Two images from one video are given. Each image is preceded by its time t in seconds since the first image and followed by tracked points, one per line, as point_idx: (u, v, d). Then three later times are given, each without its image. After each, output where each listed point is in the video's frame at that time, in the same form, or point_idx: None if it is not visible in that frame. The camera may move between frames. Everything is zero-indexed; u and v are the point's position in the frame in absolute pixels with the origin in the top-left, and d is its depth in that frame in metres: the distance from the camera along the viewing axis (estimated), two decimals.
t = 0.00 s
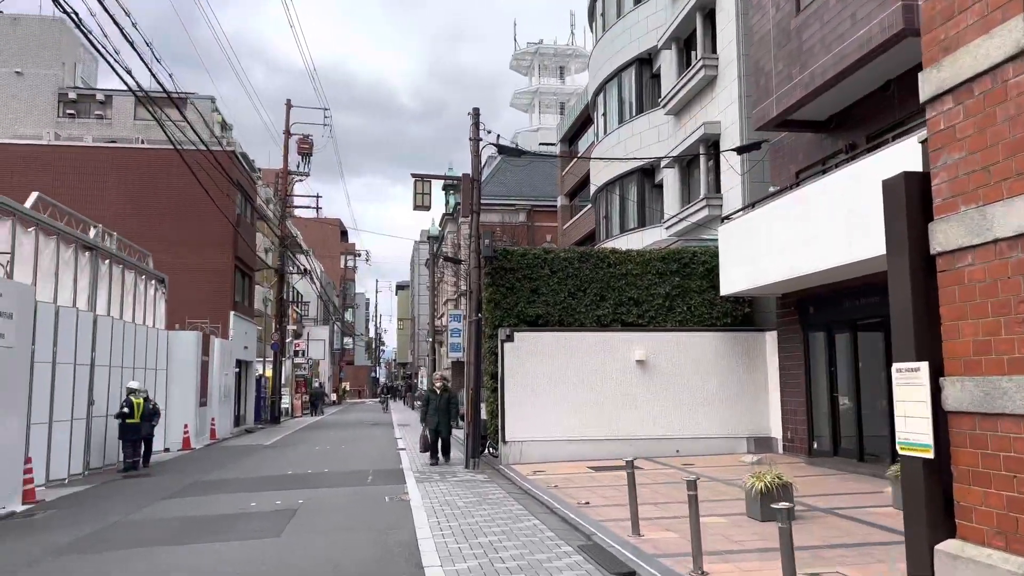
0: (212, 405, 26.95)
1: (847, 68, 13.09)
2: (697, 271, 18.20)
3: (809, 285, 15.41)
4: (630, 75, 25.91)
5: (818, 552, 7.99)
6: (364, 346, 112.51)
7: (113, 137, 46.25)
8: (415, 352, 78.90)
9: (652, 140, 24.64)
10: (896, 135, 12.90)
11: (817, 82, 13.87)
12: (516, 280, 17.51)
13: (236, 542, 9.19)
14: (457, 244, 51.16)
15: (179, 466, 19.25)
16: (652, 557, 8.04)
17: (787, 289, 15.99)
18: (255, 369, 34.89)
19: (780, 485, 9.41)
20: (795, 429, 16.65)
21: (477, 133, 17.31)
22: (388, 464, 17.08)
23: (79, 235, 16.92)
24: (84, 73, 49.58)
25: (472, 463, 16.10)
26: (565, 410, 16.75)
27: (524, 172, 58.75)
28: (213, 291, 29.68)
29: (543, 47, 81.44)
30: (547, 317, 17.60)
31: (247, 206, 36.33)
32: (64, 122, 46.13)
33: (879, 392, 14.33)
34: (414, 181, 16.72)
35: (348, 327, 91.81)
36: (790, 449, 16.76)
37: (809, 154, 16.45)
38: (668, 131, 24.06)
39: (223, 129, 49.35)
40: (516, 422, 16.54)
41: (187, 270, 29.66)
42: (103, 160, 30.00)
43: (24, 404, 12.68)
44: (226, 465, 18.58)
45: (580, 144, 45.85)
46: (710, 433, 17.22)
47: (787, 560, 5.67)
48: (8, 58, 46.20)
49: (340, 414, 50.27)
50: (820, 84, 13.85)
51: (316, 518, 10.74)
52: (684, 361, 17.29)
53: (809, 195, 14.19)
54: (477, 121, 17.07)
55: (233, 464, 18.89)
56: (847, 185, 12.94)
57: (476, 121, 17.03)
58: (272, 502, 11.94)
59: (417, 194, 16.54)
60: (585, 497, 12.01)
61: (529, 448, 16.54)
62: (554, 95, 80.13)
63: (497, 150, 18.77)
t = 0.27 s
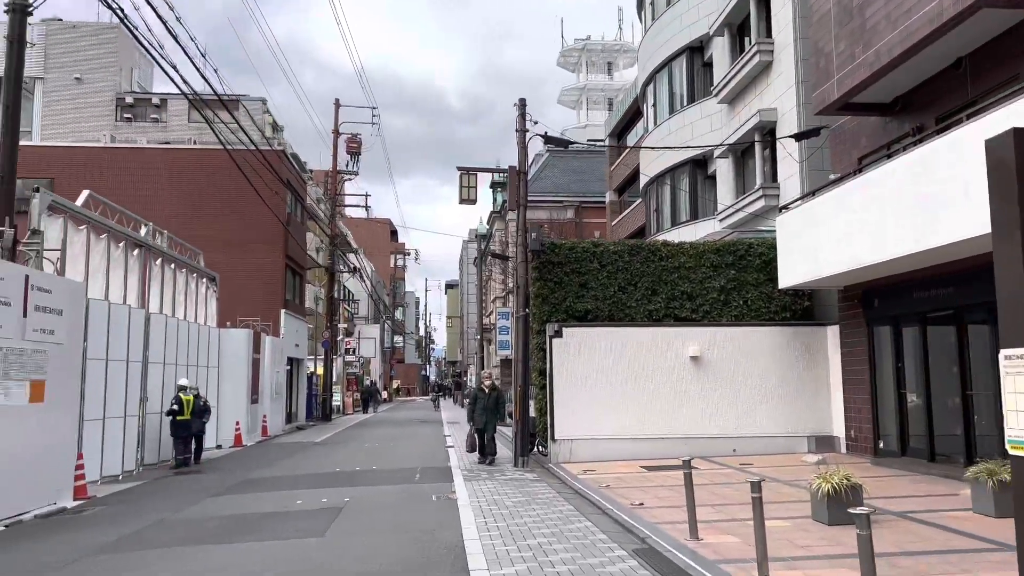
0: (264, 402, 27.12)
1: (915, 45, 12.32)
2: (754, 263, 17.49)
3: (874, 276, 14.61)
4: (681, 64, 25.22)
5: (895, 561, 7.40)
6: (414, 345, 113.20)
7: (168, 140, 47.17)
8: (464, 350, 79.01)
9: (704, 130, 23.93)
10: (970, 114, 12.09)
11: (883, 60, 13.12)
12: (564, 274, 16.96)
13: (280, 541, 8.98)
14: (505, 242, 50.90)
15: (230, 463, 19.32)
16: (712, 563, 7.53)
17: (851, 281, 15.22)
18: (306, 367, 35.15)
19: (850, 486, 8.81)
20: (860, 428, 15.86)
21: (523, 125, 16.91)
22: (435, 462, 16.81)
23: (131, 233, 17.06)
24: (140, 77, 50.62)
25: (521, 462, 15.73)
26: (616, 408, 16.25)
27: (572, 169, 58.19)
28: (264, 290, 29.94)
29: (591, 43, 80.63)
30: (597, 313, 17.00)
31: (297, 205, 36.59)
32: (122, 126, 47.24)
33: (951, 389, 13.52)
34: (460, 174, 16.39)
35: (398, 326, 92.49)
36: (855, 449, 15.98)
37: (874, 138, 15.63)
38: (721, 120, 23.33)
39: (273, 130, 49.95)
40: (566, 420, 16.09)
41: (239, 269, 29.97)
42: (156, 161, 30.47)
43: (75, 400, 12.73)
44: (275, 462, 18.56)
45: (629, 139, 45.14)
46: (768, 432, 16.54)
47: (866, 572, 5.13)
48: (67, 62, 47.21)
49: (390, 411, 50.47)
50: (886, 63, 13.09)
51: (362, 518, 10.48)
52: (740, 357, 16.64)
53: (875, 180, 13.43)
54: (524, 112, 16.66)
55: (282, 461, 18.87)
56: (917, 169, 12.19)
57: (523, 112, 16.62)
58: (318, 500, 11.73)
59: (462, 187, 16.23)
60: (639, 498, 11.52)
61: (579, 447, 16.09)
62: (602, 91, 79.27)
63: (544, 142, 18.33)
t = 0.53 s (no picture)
0: (315, 403, 27.15)
1: (995, 23, 11.47)
2: (817, 260, 16.66)
3: (949, 271, 13.73)
4: (736, 54, 24.37)
5: None
6: (464, 345, 113.36)
7: (221, 144, 47.88)
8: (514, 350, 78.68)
9: (761, 122, 23.06)
10: None
11: (958, 40, 12.27)
12: (616, 272, 16.34)
13: (325, 551, 8.66)
14: (555, 240, 50.36)
15: (281, 464, 19.27)
16: None
17: (923, 277, 14.34)
18: (357, 367, 35.17)
19: (933, 499, 8.12)
20: (934, 432, 14.96)
21: (573, 118, 16.39)
22: (486, 465, 16.42)
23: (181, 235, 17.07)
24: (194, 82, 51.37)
25: (573, 466, 15.25)
26: (671, 411, 15.64)
27: (622, 166, 57.33)
28: (314, 290, 30.00)
29: (640, 39, 79.42)
30: (652, 312, 16.36)
31: (347, 206, 36.66)
32: (177, 131, 48.12)
33: None
34: (507, 171, 15.96)
35: (448, 325, 92.61)
36: (928, 455, 15.08)
37: (947, 125, 14.71)
38: (779, 111, 22.44)
39: (324, 132, 50.32)
40: (620, 424, 15.53)
41: (289, 270, 30.09)
42: (206, 163, 30.73)
43: (125, 403, 12.67)
44: (325, 464, 18.42)
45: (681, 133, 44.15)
46: (834, 437, 15.74)
47: None
48: (124, 71, 48.57)
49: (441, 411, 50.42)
50: (962, 43, 12.25)
51: (410, 526, 10.13)
52: (803, 357, 15.86)
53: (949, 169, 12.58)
54: (572, 105, 16.14)
55: (332, 463, 18.73)
56: (998, 156, 11.34)
57: (572, 105, 16.11)
58: (365, 505, 11.43)
59: (510, 184, 15.79)
60: (700, 507, 10.93)
61: (634, 452, 15.52)
62: (652, 86, 78.01)
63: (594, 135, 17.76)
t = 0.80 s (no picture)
0: (364, 401, 27.09)
1: None
2: (880, 250, 15.84)
3: None
4: (790, 40, 23.54)
5: None
6: (511, 344, 113.13)
7: (270, 145, 48.42)
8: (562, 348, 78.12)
9: (818, 109, 22.20)
10: None
11: None
12: (668, 265, 15.78)
13: (369, 551, 8.36)
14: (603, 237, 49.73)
15: (328, 461, 19.16)
16: None
17: (997, 267, 13.49)
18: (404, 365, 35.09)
19: (1021, 503, 7.48)
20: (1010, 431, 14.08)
21: (621, 107, 15.87)
22: (534, 464, 16.02)
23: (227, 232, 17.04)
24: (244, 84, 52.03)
25: (624, 465, 14.76)
26: (727, 408, 15.03)
27: (671, 161, 56.37)
28: (362, 288, 30.07)
29: (688, 33, 78.08)
30: (705, 306, 15.76)
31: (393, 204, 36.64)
32: (228, 133, 48.80)
33: None
34: (554, 162, 15.53)
35: (495, 324, 92.47)
36: (1004, 456, 14.20)
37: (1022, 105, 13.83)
38: (837, 98, 21.57)
39: (371, 131, 50.54)
40: (672, 422, 14.99)
41: (337, 268, 30.19)
42: (253, 162, 30.77)
43: (171, 399, 12.60)
44: (373, 462, 18.25)
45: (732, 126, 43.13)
46: (901, 437, 14.95)
47: None
48: (177, 74, 49.54)
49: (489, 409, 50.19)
50: None
51: (456, 526, 9.79)
52: (866, 353, 15.09)
53: None
54: (621, 93, 15.62)
55: (379, 461, 18.54)
56: None
57: (620, 92, 15.60)
58: (411, 505, 11.13)
59: (557, 175, 15.36)
60: (761, 510, 10.37)
61: (688, 451, 14.95)
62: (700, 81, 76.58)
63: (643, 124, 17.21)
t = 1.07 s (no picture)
0: (402, 402, 26.89)
1: None
2: (939, 245, 14.97)
3: None
4: (840, 29, 22.64)
5: None
6: (552, 343, 112.63)
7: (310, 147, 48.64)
8: (603, 348, 77.43)
9: (870, 99, 21.30)
10: None
11: None
12: (713, 262, 15.14)
13: (400, 565, 7.96)
14: (644, 235, 48.92)
15: (366, 463, 18.93)
16: None
17: None
18: (444, 366, 34.83)
19: None
20: None
21: (663, 98, 15.27)
22: (575, 469, 15.53)
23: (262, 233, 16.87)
24: (286, 87, 52.50)
25: (669, 471, 14.22)
26: (776, 413, 14.36)
27: (714, 157, 55.28)
28: (400, 288, 29.87)
29: (730, 28, 76.56)
30: (753, 305, 15.11)
31: (432, 203, 36.44)
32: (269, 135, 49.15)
33: None
34: (594, 156, 15.02)
35: (535, 325, 92.13)
36: None
37: None
38: (890, 87, 20.65)
39: (410, 132, 50.49)
40: (718, 426, 14.37)
41: (375, 268, 29.99)
42: (292, 163, 30.61)
43: (204, 403, 12.40)
44: (409, 465, 17.95)
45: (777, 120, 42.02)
46: (962, 443, 14.11)
47: None
48: (220, 78, 50.12)
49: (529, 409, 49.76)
50: None
51: (492, 537, 9.33)
52: (924, 354, 14.28)
53: None
54: (663, 84, 15.04)
55: (417, 464, 18.23)
56: None
57: (662, 83, 15.00)
58: (445, 513, 10.72)
59: (596, 170, 14.85)
60: (815, 522, 9.74)
61: (735, 457, 14.34)
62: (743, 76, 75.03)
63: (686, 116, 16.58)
